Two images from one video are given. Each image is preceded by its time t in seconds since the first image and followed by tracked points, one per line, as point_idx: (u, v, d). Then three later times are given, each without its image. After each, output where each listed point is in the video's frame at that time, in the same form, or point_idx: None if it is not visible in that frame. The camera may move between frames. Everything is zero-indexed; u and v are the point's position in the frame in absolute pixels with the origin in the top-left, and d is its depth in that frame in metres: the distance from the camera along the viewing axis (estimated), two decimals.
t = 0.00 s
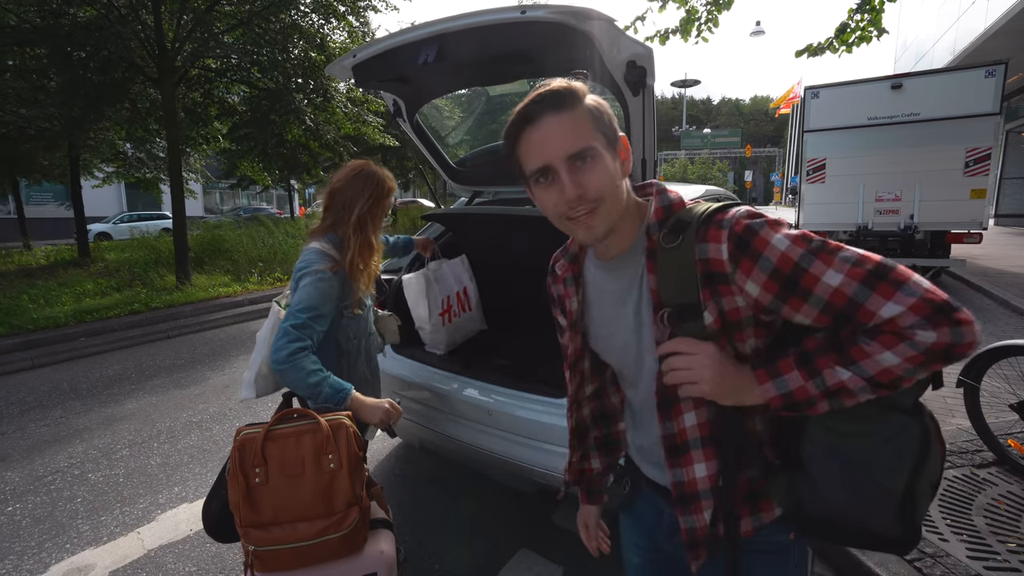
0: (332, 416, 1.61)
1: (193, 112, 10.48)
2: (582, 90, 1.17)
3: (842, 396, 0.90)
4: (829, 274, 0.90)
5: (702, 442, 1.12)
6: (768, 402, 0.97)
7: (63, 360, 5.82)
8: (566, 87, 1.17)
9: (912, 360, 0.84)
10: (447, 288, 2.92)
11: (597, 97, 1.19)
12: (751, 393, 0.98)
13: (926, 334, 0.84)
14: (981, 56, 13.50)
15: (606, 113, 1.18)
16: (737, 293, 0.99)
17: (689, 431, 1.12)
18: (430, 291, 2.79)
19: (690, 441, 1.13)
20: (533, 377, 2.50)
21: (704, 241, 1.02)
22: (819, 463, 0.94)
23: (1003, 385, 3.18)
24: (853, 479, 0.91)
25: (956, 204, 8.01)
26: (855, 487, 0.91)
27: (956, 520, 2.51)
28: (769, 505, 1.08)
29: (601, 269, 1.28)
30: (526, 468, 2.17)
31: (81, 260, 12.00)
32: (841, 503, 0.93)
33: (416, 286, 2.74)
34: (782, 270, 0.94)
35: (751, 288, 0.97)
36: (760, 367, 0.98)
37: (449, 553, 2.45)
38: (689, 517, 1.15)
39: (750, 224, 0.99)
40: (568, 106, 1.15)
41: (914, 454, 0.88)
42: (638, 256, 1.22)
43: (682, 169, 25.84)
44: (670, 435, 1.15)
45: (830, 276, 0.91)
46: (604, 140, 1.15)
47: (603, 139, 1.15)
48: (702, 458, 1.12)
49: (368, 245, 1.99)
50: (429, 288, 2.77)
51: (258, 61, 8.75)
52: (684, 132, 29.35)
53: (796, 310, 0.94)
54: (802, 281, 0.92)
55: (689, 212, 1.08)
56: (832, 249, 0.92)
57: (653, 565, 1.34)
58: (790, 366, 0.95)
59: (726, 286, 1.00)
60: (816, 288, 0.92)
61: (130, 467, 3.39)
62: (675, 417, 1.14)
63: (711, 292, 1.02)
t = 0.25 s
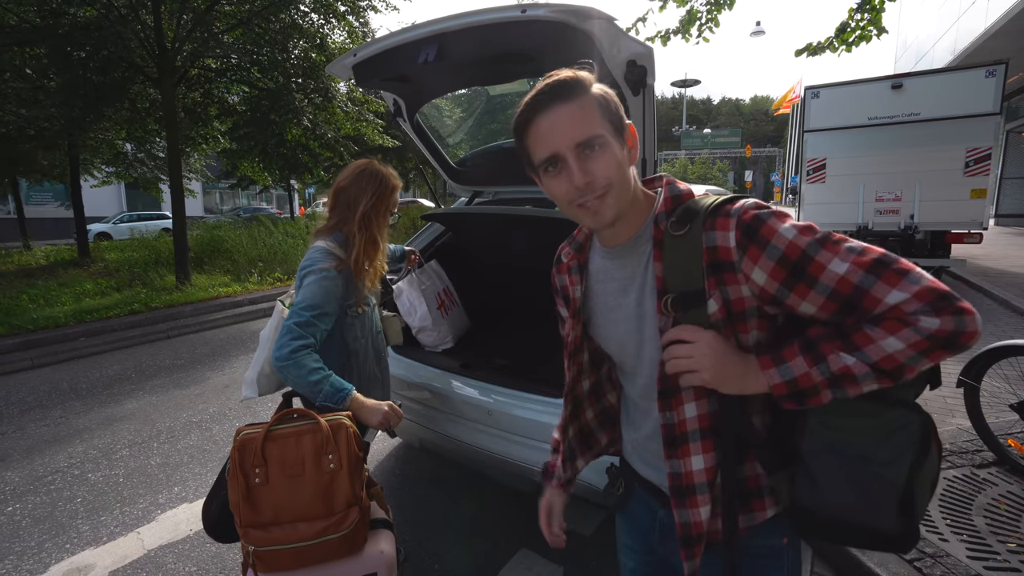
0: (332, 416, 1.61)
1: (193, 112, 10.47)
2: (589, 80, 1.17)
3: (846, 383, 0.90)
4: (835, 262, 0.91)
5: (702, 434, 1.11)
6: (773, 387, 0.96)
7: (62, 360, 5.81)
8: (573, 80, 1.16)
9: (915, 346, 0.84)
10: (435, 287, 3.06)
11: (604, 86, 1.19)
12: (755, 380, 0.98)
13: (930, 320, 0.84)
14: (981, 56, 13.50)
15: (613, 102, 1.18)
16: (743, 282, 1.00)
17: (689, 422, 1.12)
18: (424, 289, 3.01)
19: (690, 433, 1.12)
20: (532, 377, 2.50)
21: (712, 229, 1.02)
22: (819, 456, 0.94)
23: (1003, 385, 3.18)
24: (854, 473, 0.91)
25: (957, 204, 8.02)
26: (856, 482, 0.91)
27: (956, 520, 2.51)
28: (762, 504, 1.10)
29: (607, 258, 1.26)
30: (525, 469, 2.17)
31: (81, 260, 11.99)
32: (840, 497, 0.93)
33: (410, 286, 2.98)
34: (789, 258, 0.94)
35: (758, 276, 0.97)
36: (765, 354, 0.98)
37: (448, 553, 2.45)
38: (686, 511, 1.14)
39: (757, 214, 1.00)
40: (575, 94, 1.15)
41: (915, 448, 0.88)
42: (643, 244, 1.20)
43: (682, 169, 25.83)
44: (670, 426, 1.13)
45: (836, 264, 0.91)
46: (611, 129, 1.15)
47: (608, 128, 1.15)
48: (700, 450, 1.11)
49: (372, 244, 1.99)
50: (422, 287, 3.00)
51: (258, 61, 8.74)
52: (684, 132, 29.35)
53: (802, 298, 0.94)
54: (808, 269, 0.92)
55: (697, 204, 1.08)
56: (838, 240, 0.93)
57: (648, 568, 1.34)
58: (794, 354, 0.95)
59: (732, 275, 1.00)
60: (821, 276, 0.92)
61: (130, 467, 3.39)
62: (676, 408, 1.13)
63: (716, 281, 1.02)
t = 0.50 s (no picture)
0: (332, 417, 1.61)
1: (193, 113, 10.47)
2: (594, 73, 1.18)
3: (861, 357, 0.90)
4: (841, 242, 0.93)
5: (703, 426, 1.11)
6: (790, 363, 0.93)
7: (62, 360, 5.82)
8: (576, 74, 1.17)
9: (924, 314, 0.85)
10: (438, 288, 3.07)
11: (609, 78, 1.19)
12: (769, 360, 0.94)
13: (935, 288, 0.86)
14: (981, 57, 13.50)
15: (617, 93, 1.18)
16: (749, 268, 1.01)
17: (691, 414, 1.12)
18: (426, 289, 3.02)
19: (692, 425, 1.12)
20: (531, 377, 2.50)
21: (718, 216, 1.03)
22: (825, 445, 0.94)
23: (1002, 385, 3.18)
24: (860, 461, 0.92)
25: (957, 204, 8.03)
26: (862, 471, 0.92)
27: (956, 520, 2.51)
28: (756, 502, 1.10)
29: (609, 249, 1.26)
30: (525, 469, 2.18)
31: (81, 260, 12.00)
32: (847, 487, 0.93)
33: (412, 286, 2.98)
34: (797, 239, 0.95)
35: (765, 259, 0.98)
36: (780, 332, 0.96)
37: (449, 553, 2.46)
38: (686, 504, 1.14)
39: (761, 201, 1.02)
40: (580, 85, 1.16)
41: (918, 435, 0.90)
42: (647, 233, 1.20)
43: (682, 169, 25.83)
44: (672, 417, 1.13)
45: (841, 245, 0.93)
46: (614, 121, 1.16)
47: (611, 121, 1.15)
48: (702, 442, 1.11)
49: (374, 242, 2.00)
50: (424, 287, 3.01)
51: (258, 61, 8.75)
52: (684, 132, 29.36)
53: (811, 278, 0.95)
54: (816, 249, 0.94)
55: (700, 194, 1.10)
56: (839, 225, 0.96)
57: (642, 567, 1.34)
58: (809, 330, 0.94)
59: (738, 261, 1.01)
60: (829, 254, 0.93)
61: (130, 467, 3.40)
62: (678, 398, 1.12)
63: (723, 267, 1.02)
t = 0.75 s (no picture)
0: (332, 417, 1.61)
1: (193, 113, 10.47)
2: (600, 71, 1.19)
3: (867, 350, 0.90)
4: (842, 238, 0.94)
5: (707, 424, 1.11)
6: (801, 358, 0.93)
7: (62, 360, 5.82)
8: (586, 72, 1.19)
9: (926, 305, 0.86)
10: (448, 289, 3.08)
11: (609, 75, 1.20)
12: (780, 358, 0.94)
13: (936, 280, 0.87)
14: (981, 57, 13.49)
15: (618, 90, 1.19)
16: (753, 264, 1.01)
17: (696, 412, 1.11)
18: (437, 289, 3.02)
19: (696, 423, 1.12)
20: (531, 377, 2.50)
21: (722, 212, 1.04)
22: (833, 442, 0.94)
23: (1002, 385, 3.18)
24: (868, 457, 0.92)
25: (957, 204, 8.03)
26: (869, 467, 0.92)
27: (956, 520, 2.51)
28: (756, 501, 1.12)
29: (608, 249, 1.27)
30: (525, 469, 2.18)
31: (81, 260, 12.00)
32: (854, 483, 0.93)
33: (423, 283, 2.98)
34: (800, 236, 0.97)
35: (770, 255, 0.99)
36: (788, 328, 0.96)
37: (449, 552, 2.46)
38: (689, 503, 1.13)
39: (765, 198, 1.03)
40: (582, 82, 1.17)
41: (923, 431, 0.90)
42: (649, 231, 1.20)
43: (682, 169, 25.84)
44: (677, 415, 1.13)
45: (842, 241, 0.95)
46: (620, 118, 1.17)
47: (619, 119, 1.16)
48: (707, 441, 1.11)
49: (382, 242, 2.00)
50: (435, 286, 3.00)
51: (258, 61, 8.75)
52: (684, 132, 29.35)
53: (815, 273, 0.96)
54: (819, 245, 0.95)
55: (702, 191, 1.11)
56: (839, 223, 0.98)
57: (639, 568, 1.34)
58: (818, 323, 0.94)
59: (742, 257, 1.01)
60: (832, 250, 0.94)
61: (130, 467, 3.40)
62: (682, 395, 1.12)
63: (727, 263, 1.03)
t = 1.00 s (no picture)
0: (332, 417, 1.61)
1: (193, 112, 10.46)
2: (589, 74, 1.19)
3: (871, 358, 0.90)
4: (845, 242, 0.94)
5: (712, 431, 1.11)
6: (804, 368, 0.93)
7: (62, 360, 5.81)
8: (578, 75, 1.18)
9: (930, 310, 0.86)
10: (440, 288, 3.07)
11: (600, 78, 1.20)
12: (784, 367, 0.93)
13: (939, 285, 0.87)
14: (981, 57, 13.49)
15: (605, 93, 1.19)
16: (754, 270, 1.01)
17: (700, 419, 1.11)
18: (427, 290, 3.00)
19: (701, 431, 1.11)
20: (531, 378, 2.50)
21: (723, 217, 1.03)
22: (838, 447, 0.93)
23: (1003, 385, 3.18)
24: (873, 462, 0.91)
25: (957, 204, 8.03)
26: (873, 472, 0.91)
27: (956, 520, 2.51)
28: (763, 502, 1.12)
29: (607, 253, 1.26)
30: (525, 468, 2.17)
31: (81, 260, 12.00)
32: (860, 488, 0.92)
33: (413, 286, 2.97)
34: (802, 240, 0.96)
35: (771, 260, 0.99)
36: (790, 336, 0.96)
37: (448, 553, 2.45)
38: (698, 511, 1.13)
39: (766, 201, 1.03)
40: (576, 84, 1.16)
41: (927, 433, 0.90)
42: (647, 234, 1.20)
43: (682, 169, 25.83)
44: (681, 423, 1.12)
45: (845, 245, 0.94)
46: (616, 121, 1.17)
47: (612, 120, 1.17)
48: (713, 448, 1.11)
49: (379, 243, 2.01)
50: (425, 287, 2.99)
51: (257, 61, 8.75)
52: (684, 132, 29.34)
53: (818, 278, 0.96)
54: (821, 250, 0.95)
55: (701, 194, 1.11)
56: (840, 226, 0.98)
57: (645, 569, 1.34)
58: (821, 331, 0.94)
59: (744, 262, 1.01)
60: (834, 254, 0.94)
61: (130, 467, 3.39)
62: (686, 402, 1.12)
63: (728, 269, 1.03)
